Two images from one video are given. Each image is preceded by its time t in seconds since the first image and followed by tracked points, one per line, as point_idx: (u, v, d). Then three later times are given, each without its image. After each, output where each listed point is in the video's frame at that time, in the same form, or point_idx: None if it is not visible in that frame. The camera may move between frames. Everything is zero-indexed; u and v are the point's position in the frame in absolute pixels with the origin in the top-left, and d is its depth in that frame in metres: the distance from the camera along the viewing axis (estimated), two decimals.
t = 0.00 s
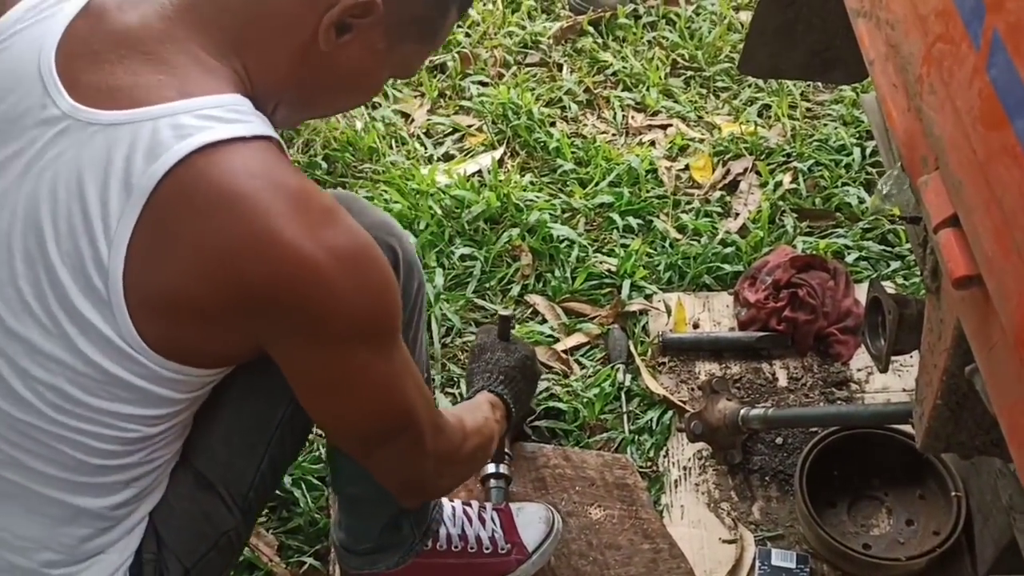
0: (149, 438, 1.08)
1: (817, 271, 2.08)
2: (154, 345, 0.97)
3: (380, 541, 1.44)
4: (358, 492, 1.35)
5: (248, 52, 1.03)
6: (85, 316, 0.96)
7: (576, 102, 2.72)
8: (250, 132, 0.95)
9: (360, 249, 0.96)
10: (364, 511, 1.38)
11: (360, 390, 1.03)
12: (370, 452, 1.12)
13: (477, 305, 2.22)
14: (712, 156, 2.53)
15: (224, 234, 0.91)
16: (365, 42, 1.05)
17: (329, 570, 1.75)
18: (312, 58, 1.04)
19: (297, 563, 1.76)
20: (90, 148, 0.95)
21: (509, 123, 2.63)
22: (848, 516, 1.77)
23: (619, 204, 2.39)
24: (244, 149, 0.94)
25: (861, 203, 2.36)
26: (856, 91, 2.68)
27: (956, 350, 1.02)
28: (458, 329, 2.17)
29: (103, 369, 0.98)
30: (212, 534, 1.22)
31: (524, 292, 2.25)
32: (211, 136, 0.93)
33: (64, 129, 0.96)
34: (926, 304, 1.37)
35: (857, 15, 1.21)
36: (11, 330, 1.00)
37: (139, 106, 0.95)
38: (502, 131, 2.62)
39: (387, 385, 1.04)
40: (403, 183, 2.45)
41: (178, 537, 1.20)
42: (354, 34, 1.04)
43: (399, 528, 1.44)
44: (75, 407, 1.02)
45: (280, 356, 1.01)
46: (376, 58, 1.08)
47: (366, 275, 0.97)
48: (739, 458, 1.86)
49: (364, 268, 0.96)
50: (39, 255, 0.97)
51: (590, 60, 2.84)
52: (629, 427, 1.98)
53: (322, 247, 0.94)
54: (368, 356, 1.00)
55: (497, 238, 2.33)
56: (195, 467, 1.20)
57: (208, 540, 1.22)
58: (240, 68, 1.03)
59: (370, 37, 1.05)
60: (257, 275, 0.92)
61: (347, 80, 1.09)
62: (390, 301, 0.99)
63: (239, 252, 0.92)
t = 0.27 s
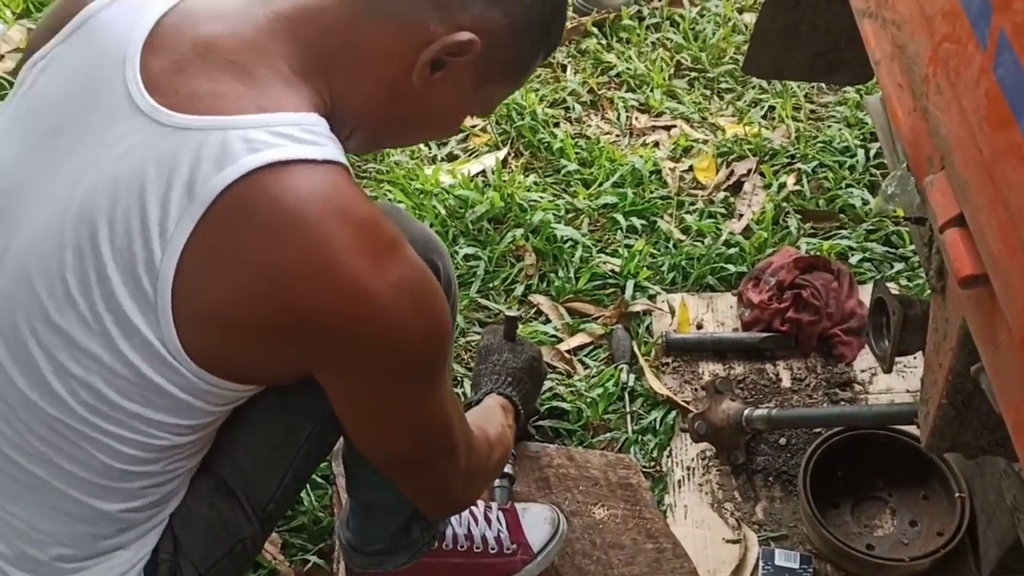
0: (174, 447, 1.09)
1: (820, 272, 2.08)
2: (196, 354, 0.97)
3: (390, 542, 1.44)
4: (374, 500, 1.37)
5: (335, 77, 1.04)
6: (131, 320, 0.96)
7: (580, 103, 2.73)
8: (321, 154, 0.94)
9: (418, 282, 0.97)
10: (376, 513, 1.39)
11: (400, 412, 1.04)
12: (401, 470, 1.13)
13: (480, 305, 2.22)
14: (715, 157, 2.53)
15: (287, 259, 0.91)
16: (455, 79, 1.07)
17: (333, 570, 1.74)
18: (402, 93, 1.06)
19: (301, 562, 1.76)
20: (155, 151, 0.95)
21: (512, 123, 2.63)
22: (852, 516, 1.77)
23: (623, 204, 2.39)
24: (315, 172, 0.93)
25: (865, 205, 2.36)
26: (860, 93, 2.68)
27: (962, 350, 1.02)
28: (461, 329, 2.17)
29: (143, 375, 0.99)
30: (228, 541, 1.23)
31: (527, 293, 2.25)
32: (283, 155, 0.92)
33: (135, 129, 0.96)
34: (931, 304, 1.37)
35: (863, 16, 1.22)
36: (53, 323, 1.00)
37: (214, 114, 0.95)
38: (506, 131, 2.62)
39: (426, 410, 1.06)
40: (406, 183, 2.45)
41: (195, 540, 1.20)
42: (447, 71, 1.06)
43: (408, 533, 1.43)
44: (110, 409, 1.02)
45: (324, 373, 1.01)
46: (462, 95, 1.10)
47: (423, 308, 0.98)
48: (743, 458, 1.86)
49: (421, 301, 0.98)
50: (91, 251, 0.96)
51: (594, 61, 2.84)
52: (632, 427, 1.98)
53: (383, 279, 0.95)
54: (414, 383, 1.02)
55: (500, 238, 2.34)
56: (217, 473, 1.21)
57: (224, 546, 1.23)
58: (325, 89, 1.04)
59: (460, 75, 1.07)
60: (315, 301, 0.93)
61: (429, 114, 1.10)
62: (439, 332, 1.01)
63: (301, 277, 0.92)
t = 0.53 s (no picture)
0: (154, 454, 1.09)
1: (823, 273, 2.08)
2: (166, 362, 0.97)
3: (393, 546, 1.43)
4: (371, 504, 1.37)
5: (308, 77, 1.04)
6: (100, 327, 0.96)
7: (583, 104, 2.73)
8: (287, 159, 0.95)
9: (384, 289, 0.97)
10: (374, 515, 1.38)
11: (373, 424, 1.03)
12: (379, 482, 1.12)
13: (484, 305, 2.23)
14: (718, 157, 2.53)
15: (249, 262, 0.91)
16: (427, 77, 1.08)
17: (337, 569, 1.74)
18: (373, 89, 1.06)
19: (305, 561, 1.77)
20: (125, 156, 0.95)
21: (516, 124, 2.63)
22: (855, 516, 1.77)
23: (626, 205, 2.40)
24: (279, 178, 0.94)
25: (868, 205, 2.37)
26: (863, 93, 2.68)
27: (965, 351, 1.02)
28: (465, 330, 2.18)
29: (113, 382, 0.99)
30: (215, 549, 1.23)
31: (531, 293, 2.25)
32: (246, 159, 0.93)
33: (105, 132, 0.97)
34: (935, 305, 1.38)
35: (867, 17, 1.22)
36: (28, 330, 1.00)
37: (184, 119, 0.95)
38: (509, 132, 2.62)
39: (400, 422, 1.04)
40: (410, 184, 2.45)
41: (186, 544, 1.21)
42: (419, 69, 1.07)
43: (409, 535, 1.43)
44: (83, 417, 1.02)
45: (293, 382, 1.01)
46: (433, 94, 1.10)
47: (391, 316, 0.97)
48: (747, 459, 1.84)
49: (388, 308, 0.97)
50: (63, 257, 0.97)
51: (597, 61, 2.84)
52: (636, 428, 1.98)
53: (346, 284, 0.94)
54: (384, 393, 1.01)
55: (504, 238, 2.34)
56: (206, 481, 1.21)
57: (210, 555, 1.23)
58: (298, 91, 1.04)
59: (432, 73, 1.07)
60: (278, 305, 0.93)
61: (402, 113, 1.11)
62: (409, 342, 1.00)
63: (263, 280, 0.92)
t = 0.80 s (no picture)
0: (139, 442, 1.09)
1: (826, 273, 2.08)
2: (142, 351, 0.98)
3: (393, 542, 1.45)
4: (365, 496, 1.37)
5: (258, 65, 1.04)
6: (76, 315, 0.96)
7: (586, 105, 2.73)
8: (247, 144, 0.96)
9: (350, 268, 0.97)
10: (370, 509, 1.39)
11: (348, 407, 1.03)
12: (362, 466, 1.12)
13: (487, 305, 2.23)
14: (721, 158, 2.54)
15: (212, 245, 0.92)
16: (377, 56, 1.06)
17: (341, 568, 1.75)
18: (322, 70, 1.05)
19: (308, 561, 1.77)
20: (91, 147, 0.96)
21: (519, 125, 2.64)
22: (859, 517, 1.77)
23: (629, 206, 2.40)
24: (239, 161, 0.94)
25: (871, 206, 2.37)
26: (865, 94, 2.68)
27: (968, 350, 1.02)
28: (467, 330, 2.18)
29: (92, 370, 0.99)
30: (209, 538, 1.23)
31: (533, 294, 2.25)
32: (205, 144, 0.93)
33: (70, 126, 0.98)
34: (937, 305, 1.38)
35: (870, 18, 1.22)
36: (5, 323, 1.01)
37: (145, 108, 0.96)
38: (512, 133, 2.63)
39: (375, 403, 1.04)
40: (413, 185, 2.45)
41: (179, 537, 1.21)
42: (366, 48, 1.04)
43: (408, 528, 1.44)
44: (64, 406, 1.03)
45: (268, 367, 1.01)
46: (386, 74, 1.08)
47: (358, 296, 0.97)
48: (750, 459, 1.86)
49: (353, 287, 0.97)
50: (36, 250, 0.98)
51: (600, 63, 2.85)
52: (639, 428, 1.98)
53: (311, 264, 0.94)
54: (356, 375, 1.01)
55: (507, 239, 2.34)
56: (193, 472, 1.22)
57: (204, 545, 1.23)
58: (249, 81, 1.04)
59: (383, 51, 1.05)
60: (243, 287, 0.93)
61: (357, 94, 1.09)
62: (379, 321, 0.99)
63: (228, 263, 0.92)
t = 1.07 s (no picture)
0: (139, 434, 1.09)
1: (827, 275, 2.08)
2: (141, 340, 0.98)
3: (392, 540, 1.45)
4: (362, 491, 1.37)
5: (246, 58, 1.05)
6: (74, 307, 0.96)
7: (587, 106, 2.73)
8: (237, 131, 0.96)
9: (346, 252, 0.97)
10: (370, 506, 1.39)
11: (346, 391, 1.03)
12: (361, 451, 1.13)
13: (488, 307, 2.23)
14: (722, 159, 2.54)
15: (208, 232, 0.92)
16: (359, 49, 1.07)
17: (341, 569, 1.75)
18: (306, 62, 1.06)
19: (308, 562, 1.76)
20: (82, 140, 0.96)
21: (520, 126, 2.64)
22: (859, 518, 1.77)
23: (630, 207, 2.40)
24: (232, 149, 0.94)
25: (872, 207, 2.37)
26: (866, 95, 2.68)
27: (970, 352, 1.02)
28: (468, 331, 2.17)
29: (92, 361, 0.99)
30: (210, 533, 1.23)
31: (534, 295, 2.25)
32: (197, 133, 0.93)
33: (59, 120, 0.98)
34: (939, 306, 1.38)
35: (872, 19, 1.22)
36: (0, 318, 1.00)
37: (135, 100, 0.96)
38: (513, 134, 2.62)
39: (372, 388, 1.04)
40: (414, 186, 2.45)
41: (180, 532, 1.21)
42: (350, 41, 1.06)
43: (407, 526, 1.44)
44: (64, 399, 1.02)
45: (266, 354, 1.01)
46: (368, 66, 1.10)
47: (353, 279, 0.97)
48: (751, 460, 1.85)
49: (348, 270, 0.97)
50: (31, 244, 0.97)
51: (601, 64, 2.85)
52: (639, 430, 1.98)
53: (306, 248, 0.94)
54: (353, 359, 1.01)
55: (508, 240, 2.34)
56: (192, 466, 1.21)
57: (205, 539, 1.23)
58: (239, 73, 1.05)
59: (365, 44, 1.07)
60: (240, 273, 0.93)
61: (340, 87, 1.10)
62: (375, 304, 0.99)
63: (224, 250, 0.92)
